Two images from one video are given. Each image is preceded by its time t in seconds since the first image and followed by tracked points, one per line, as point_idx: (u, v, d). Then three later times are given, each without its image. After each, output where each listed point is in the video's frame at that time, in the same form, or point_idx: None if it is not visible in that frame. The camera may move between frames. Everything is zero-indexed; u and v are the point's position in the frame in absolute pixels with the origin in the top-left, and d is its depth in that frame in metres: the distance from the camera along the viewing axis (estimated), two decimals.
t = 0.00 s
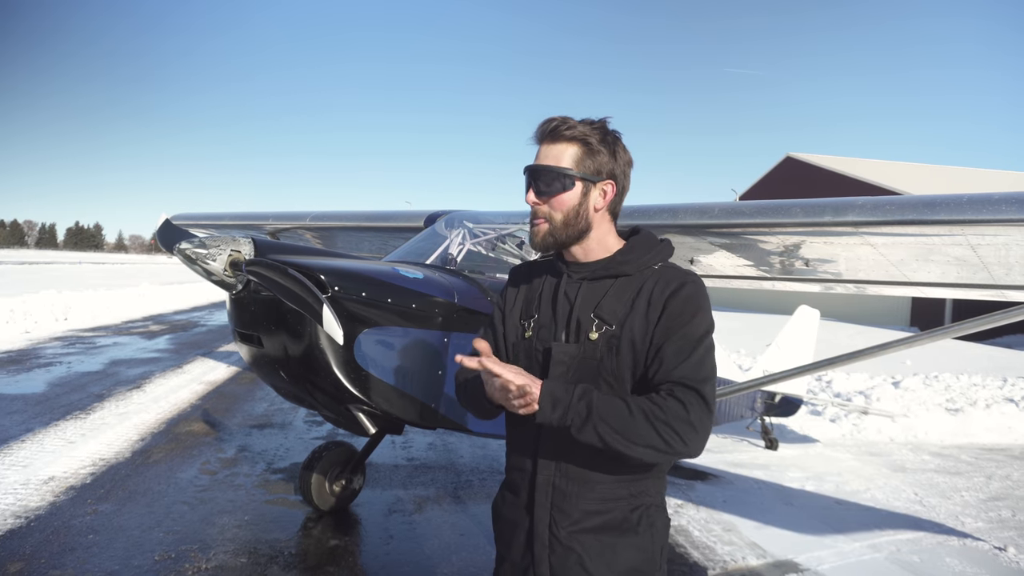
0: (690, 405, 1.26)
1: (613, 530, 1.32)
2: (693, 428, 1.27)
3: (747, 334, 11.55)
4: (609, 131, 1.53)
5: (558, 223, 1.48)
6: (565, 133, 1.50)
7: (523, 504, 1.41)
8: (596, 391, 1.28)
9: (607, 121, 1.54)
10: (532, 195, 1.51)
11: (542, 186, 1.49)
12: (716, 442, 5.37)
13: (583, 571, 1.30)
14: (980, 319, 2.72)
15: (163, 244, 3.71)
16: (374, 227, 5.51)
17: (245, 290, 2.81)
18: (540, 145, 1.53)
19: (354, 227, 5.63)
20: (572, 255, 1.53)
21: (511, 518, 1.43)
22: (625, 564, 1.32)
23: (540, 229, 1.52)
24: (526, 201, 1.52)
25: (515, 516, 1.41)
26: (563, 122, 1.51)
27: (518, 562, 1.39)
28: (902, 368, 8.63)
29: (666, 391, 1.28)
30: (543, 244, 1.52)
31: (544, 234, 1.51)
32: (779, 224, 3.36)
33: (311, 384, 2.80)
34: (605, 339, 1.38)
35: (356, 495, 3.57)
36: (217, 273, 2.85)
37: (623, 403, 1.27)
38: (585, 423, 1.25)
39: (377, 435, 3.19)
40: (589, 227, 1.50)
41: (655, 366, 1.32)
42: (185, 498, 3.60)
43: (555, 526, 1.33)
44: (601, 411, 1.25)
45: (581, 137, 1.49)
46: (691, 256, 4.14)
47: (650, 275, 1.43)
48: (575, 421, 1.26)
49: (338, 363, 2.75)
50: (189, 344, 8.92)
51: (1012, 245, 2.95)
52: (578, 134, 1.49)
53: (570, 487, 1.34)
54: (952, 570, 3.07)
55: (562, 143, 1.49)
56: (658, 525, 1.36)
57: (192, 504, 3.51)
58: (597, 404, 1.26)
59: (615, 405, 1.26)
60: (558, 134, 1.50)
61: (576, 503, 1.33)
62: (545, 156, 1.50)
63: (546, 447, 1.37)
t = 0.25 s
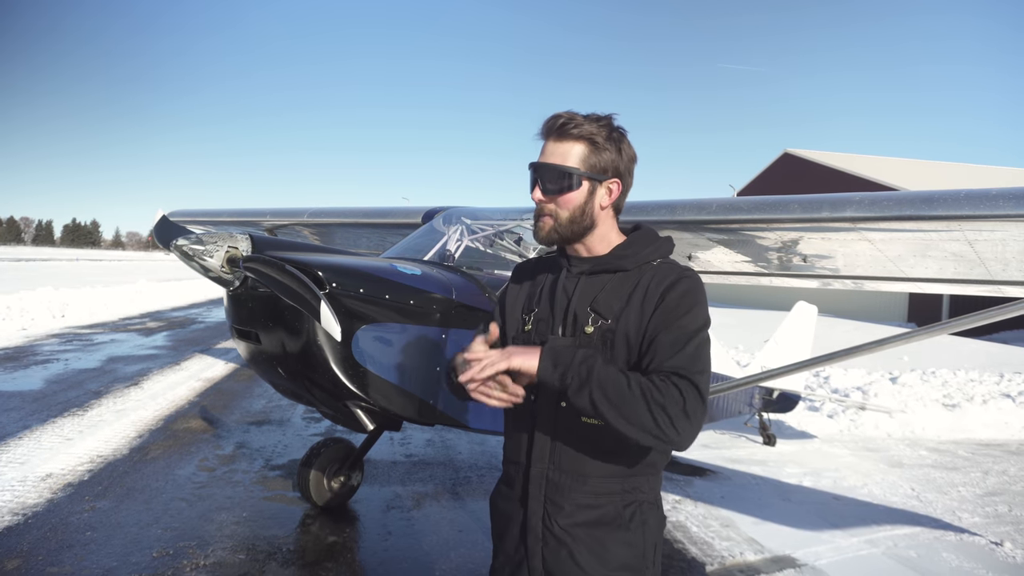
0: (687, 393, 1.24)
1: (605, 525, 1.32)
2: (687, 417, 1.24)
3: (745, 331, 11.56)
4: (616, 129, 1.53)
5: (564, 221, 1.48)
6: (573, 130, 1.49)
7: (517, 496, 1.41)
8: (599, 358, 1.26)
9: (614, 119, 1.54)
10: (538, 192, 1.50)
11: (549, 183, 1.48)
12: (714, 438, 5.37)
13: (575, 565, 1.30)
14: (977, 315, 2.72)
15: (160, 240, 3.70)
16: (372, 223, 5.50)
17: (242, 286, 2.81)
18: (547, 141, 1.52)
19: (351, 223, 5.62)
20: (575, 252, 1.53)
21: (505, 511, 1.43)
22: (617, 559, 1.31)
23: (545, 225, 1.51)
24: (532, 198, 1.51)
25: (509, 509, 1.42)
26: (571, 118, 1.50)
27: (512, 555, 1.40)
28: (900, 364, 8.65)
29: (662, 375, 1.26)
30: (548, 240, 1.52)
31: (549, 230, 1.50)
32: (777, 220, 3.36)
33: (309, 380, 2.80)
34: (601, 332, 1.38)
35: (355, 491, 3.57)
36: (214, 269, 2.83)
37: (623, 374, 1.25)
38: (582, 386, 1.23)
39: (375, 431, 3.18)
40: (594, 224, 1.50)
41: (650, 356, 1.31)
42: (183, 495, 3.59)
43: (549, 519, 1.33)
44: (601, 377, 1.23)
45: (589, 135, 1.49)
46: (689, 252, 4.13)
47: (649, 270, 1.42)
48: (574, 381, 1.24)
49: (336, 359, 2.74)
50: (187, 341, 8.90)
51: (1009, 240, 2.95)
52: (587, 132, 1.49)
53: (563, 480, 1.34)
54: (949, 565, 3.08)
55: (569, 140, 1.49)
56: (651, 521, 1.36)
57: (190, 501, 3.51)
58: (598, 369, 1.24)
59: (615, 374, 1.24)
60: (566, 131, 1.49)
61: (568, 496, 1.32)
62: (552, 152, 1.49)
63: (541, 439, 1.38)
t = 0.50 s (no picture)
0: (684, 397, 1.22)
1: (602, 522, 1.32)
2: (680, 420, 1.22)
3: (745, 328, 11.56)
4: (627, 129, 1.53)
5: (574, 218, 1.46)
6: (585, 129, 1.49)
7: (514, 492, 1.41)
8: (622, 329, 1.20)
9: (625, 118, 1.53)
10: (549, 188, 1.48)
11: (561, 179, 1.46)
12: (714, 435, 5.38)
13: (571, 561, 1.30)
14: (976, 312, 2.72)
15: (159, 238, 3.70)
16: (371, 221, 5.49)
17: (241, 284, 2.80)
18: (558, 138, 1.50)
19: (351, 221, 5.62)
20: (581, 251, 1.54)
21: (503, 507, 1.43)
22: (613, 557, 1.31)
23: (554, 221, 1.50)
24: (542, 195, 1.49)
25: (507, 504, 1.42)
26: (584, 116, 1.49)
27: (509, 551, 1.40)
28: (900, 361, 8.65)
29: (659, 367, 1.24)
30: (557, 237, 1.50)
31: (559, 227, 1.49)
32: (776, 218, 3.36)
33: (309, 378, 2.80)
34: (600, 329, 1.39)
35: (355, 489, 3.58)
36: (213, 267, 2.83)
37: (638, 353, 1.20)
38: (595, 348, 1.18)
39: (375, 429, 3.19)
40: (602, 222, 1.49)
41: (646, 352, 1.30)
42: (183, 493, 3.59)
43: (547, 514, 1.34)
44: (616, 348, 1.17)
45: (601, 134, 1.48)
46: (688, 250, 4.14)
47: (650, 270, 1.43)
48: (588, 342, 1.19)
49: (336, 357, 2.74)
50: (187, 340, 8.90)
51: (1008, 237, 2.95)
52: (598, 132, 1.48)
53: (560, 476, 1.34)
54: (949, 561, 3.08)
55: (582, 138, 1.48)
56: (647, 518, 1.36)
57: (190, 499, 3.51)
58: (618, 340, 1.18)
59: (629, 350, 1.18)
60: (578, 130, 1.49)
61: (565, 491, 1.33)
62: (565, 149, 1.48)
63: (539, 435, 1.38)
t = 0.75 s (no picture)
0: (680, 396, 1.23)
1: (603, 521, 1.32)
2: (674, 421, 1.22)
3: (745, 328, 11.56)
4: (635, 131, 1.53)
5: (583, 218, 1.46)
6: (595, 130, 1.49)
7: (514, 489, 1.41)
8: (622, 329, 1.21)
9: (633, 121, 1.54)
10: (559, 187, 1.47)
11: (571, 178, 1.46)
12: (714, 435, 5.38)
13: (570, 558, 1.30)
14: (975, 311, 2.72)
15: (160, 239, 3.70)
16: (371, 221, 5.50)
17: (242, 285, 2.81)
18: (568, 137, 1.50)
19: (351, 221, 5.62)
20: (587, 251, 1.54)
21: (503, 505, 1.43)
22: (612, 556, 1.31)
23: (562, 220, 1.49)
24: (551, 193, 1.49)
25: (507, 502, 1.42)
26: (595, 117, 1.50)
27: (509, 549, 1.40)
28: (901, 361, 8.64)
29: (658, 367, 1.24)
30: (565, 236, 1.50)
31: (568, 226, 1.49)
32: (777, 218, 3.36)
33: (310, 379, 2.80)
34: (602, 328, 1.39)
35: (356, 490, 3.58)
36: (214, 268, 2.83)
37: (637, 353, 1.20)
38: (596, 347, 1.18)
39: (376, 429, 3.19)
40: (610, 223, 1.50)
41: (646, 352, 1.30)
42: (184, 493, 3.59)
43: (547, 512, 1.34)
44: (614, 347, 1.18)
45: (611, 135, 1.48)
46: (689, 250, 4.14)
47: (654, 271, 1.43)
48: (589, 341, 1.19)
49: (337, 358, 2.74)
50: (188, 340, 8.90)
51: (1008, 237, 2.95)
52: (608, 133, 1.48)
53: (561, 474, 1.34)
54: (950, 561, 3.08)
55: (593, 138, 1.48)
56: (646, 518, 1.36)
57: (191, 499, 3.51)
58: (616, 340, 1.18)
59: (627, 351, 1.18)
60: (588, 131, 1.49)
61: (565, 489, 1.33)
62: (575, 149, 1.48)
63: (540, 433, 1.38)
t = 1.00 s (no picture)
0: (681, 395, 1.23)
1: (604, 522, 1.32)
2: (676, 420, 1.22)
3: (746, 330, 11.55)
4: (639, 135, 1.53)
5: (586, 220, 1.47)
6: (599, 133, 1.49)
7: (515, 490, 1.41)
8: (622, 330, 1.21)
9: (637, 124, 1.54)
10: (563, 189, 1.47)
11: (576, 181, 1.46)
12: (715, 438, 5.37)
13: (571, 559, 1.30)
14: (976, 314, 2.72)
15: (162, 241, 3.71)
16: (372, 224, 5.50)
17: (243, 287, 2.81)
18: (572, 140, 1.50)
19: (352, 224, 5.63)
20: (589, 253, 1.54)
21: (503, 506, 1.43)
22: (613, 557, 1.31)
23: (565, 223, 1.49)
24: (554, 196, 1.49)
25: (508, 503, 1.42)
26: (600, 120, 1.50)
27: (510, 550, 1.40)
28: (902, 364, 8.63)
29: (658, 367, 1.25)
30: (568, 238, 1.50)
31: (571, 229, 1.49)
32: (777, 221, 3.36)
33: (310, 381, 2.80)
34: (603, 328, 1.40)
35: (356, 492, 3.58)
36: (215, 270, 2.84)
37: (637, 354, 1.21)
38: (595, 349, 1.18)
39: (376, 432, 3.18)
40: (612, 226, 1.50)
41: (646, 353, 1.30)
42: (184, 496, 3.59)
43: (548, 512, 1.34)
44: (614, 348, 1.18)
45: (615, 138, 1.49)
46: (689, 253, 4.14)
47: (655, 273, 1.43)
48: (588, 343, 1.19)
49: (337, 360, 2.75)
50: (188, 342, 8.91)
51: (1009, 240, 2.95)
52: (613, 136, 1.48)
53: (561, 474, 1.34)
54: (950, 565, 3.07)
55: (597, 141, 1.48)
56: (647, 519, 1.36)
57: (191, 501, 3.51)
58: (616, 342, 1.18)
59: (627, 351, 1.19)
60: (593, 133, 1.49)
61: (566, 489, 1.33)
62: (579, 152, 1.48)
63: (542, 434, 1.38)
